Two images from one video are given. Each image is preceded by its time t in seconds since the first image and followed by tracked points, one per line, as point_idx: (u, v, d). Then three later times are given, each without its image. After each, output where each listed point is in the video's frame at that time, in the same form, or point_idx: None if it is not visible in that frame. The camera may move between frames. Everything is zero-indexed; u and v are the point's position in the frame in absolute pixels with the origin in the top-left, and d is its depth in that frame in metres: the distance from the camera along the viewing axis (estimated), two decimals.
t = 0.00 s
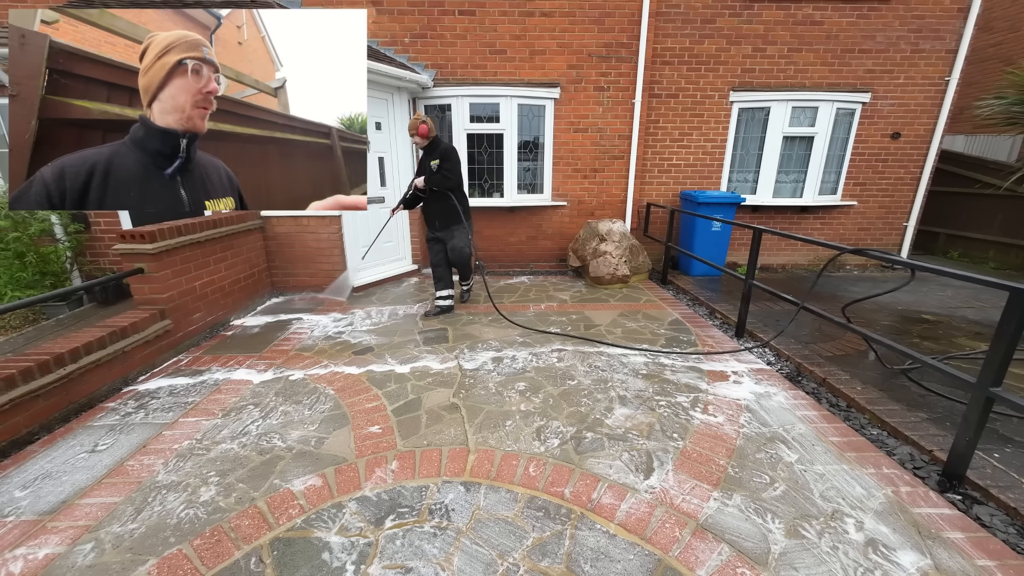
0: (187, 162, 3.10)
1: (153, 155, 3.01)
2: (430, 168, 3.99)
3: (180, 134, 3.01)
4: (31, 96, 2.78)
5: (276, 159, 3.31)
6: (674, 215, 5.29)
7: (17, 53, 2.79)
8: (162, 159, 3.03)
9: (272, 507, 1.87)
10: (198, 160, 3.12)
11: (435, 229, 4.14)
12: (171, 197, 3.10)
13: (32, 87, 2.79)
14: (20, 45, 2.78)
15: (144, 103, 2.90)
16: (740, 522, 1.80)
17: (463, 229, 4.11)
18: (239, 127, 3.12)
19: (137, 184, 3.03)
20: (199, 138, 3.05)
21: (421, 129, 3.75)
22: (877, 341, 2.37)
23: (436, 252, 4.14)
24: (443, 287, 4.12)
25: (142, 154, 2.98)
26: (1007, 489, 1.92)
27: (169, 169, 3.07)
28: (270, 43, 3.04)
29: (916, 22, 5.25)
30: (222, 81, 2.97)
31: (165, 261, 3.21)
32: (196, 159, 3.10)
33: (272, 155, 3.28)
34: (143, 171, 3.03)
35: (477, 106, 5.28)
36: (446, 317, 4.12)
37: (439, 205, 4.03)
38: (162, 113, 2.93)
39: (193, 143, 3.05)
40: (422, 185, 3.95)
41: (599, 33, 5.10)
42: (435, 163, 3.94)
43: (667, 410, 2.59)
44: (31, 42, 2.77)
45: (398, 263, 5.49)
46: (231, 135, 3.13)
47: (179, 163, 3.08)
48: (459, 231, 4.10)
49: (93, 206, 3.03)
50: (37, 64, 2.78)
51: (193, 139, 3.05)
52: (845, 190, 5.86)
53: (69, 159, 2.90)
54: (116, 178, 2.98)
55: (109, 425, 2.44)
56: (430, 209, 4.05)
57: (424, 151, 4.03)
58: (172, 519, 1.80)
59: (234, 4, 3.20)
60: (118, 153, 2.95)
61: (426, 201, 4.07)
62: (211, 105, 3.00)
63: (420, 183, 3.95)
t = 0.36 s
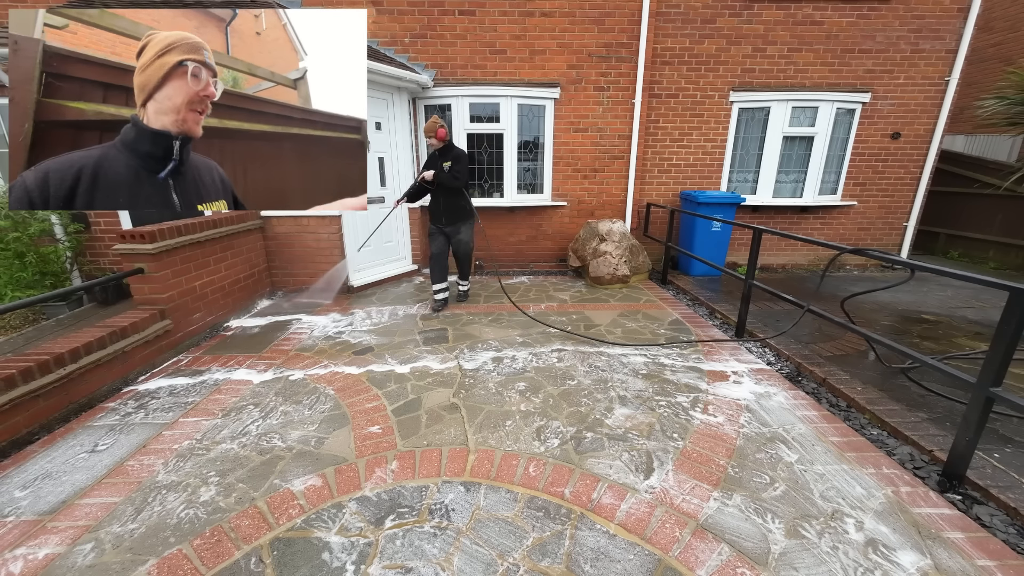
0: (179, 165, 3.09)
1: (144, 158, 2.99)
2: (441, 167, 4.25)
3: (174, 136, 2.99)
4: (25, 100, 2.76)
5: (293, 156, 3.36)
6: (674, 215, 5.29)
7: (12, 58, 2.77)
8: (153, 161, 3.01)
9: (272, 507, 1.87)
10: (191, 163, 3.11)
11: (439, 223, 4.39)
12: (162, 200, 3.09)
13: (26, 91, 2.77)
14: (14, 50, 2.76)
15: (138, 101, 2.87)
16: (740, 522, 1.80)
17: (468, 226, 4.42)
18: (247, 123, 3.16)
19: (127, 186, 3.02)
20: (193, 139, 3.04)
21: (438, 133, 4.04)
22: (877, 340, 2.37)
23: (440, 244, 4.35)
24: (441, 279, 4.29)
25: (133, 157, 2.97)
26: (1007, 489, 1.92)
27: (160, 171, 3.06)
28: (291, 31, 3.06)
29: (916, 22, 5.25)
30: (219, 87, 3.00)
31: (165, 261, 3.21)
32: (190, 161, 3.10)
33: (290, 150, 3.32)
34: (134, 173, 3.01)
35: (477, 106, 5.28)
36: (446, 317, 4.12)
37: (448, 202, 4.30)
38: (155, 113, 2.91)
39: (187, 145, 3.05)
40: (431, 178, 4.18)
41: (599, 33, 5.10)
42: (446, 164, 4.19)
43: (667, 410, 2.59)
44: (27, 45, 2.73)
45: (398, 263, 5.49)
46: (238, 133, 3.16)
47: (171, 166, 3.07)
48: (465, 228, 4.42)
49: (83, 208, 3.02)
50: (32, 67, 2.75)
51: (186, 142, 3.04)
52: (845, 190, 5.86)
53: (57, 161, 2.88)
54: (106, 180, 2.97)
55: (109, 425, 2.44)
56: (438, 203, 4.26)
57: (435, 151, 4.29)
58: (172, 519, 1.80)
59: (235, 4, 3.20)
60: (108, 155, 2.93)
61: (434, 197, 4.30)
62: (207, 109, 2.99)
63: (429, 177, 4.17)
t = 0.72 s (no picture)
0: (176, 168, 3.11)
1: (142, 161, 3.02)
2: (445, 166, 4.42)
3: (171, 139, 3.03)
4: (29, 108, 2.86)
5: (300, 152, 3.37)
6: (674, 215, 5.29)
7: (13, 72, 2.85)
8: (150, 164, 3.04)
9: (272, 507, 1.87)
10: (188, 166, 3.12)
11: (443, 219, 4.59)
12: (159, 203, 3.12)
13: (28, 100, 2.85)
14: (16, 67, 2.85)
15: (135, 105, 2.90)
16: (741, 522, 1.80)
17: (468, 223, 4.53)
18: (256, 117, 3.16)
19: (124, 189, 3.05)
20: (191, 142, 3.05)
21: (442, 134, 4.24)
22: (876, 340, 2.37)
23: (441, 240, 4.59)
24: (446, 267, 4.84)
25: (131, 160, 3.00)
26: (1007, 489, 1.92)
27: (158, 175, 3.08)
28: (344, 10, 3.13)
29: (916, 22, 5.25)
30: (214, 88, 3.00)
31: (165, 261, 3.21)
32: (187, 164, 3.10)
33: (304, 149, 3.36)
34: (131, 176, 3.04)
35: (477, 106, 5.28)
36: (446, 317, 4.12)
37: (450, 199, 4.43)
38: (152, 117, 2.94)
39: (184, 149, 3.07)
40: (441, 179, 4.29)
41: (599, 33, 5.10)
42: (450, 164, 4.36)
43: (667, 410, 2.59)
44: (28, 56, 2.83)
45: (398, 263, 5.49)
46: (246, 128, 3.15)
47: (168, 169, 3.10)
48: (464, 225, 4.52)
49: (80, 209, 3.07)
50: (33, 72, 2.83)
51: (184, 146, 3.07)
52: (845, 190, 5.86)
53: (58, 163, 2.95)
54: (103, 183, 3.00)
55: (109, 425, 2.44)
56: (442, 201, 4.43)
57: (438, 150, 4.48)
58: (172, 519, 1.80)
59: (235, 5, 3.21)
60: (106, 158, 2.97)
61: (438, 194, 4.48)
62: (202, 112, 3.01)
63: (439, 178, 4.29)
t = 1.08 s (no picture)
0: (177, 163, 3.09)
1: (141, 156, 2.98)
2: (450, 168, 4.57)
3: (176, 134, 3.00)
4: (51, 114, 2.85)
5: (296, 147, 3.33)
6: (674, 215, 5.29)
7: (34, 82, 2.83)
8: (150, 160, 3.01)
9: (272, 507, 1.87)
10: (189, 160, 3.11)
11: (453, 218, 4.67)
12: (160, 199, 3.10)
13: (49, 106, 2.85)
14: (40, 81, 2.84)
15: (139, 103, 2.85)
16: (741, 522, 1.80)
17: (477, 217, 4.73)
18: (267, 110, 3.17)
19: (124, 185, 3.03)
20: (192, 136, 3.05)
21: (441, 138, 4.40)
22: (876, 340, 2.37)
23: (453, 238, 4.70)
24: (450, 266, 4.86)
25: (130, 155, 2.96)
26: (1007, 489, 1.92)
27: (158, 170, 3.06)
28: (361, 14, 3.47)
29: (916, 22, 5.26)
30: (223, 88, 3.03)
31: (165, 261, 3.21)
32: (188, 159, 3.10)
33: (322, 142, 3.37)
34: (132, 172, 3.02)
35: (477, 106, 5.28)
36: (446, 317, 4.12)
37: (461, 195, 4.59)
38: (161, 113, 2.91)
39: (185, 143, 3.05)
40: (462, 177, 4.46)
41: (599, 33, 5.10)
42: (455, 163, 4.56)
43: (667, 410, 2.59)
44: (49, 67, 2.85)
45: (398, 263, 5.49)
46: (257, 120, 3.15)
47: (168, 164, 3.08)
48: (474, 219, 4.71)
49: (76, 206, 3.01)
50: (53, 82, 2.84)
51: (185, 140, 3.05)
52: (845, 190, 5.86)
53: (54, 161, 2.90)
54: (102, 179, 2.97)
55: (109, 425, 2.44)
56: (454, 201, 4.59)
57: (434, 153, 4.59)
58: (172, 519, 1.80)
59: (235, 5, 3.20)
60: (104, 153, 2.93)
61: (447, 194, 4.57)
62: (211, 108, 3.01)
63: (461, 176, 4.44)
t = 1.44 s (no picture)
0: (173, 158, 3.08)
1: (137, 152, 2.99)
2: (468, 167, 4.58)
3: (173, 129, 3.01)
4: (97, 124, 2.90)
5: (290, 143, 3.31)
6: (674, 215, 5.29)
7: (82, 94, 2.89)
8: (147, 155, 3.01)
9: (272, 507, 1.87)
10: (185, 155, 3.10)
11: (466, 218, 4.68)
12: (156, 195, 3.09)
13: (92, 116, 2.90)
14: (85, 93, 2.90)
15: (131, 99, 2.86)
16: (741, 522, 1.80)
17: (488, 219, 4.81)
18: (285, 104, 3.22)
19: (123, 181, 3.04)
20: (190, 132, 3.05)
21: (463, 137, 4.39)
22: (877, 341, 2.37)
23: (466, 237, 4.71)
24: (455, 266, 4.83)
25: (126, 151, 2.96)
26: (1008, 489, 1.92)
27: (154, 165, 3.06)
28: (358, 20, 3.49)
29: (916, 22, 5.26)
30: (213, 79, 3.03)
31: (165, 261, 3.21)
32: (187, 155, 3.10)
33: (333, 138, 3.37)
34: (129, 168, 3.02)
35: (477, 106, 5.28)
36: (446, 317, 4.12)
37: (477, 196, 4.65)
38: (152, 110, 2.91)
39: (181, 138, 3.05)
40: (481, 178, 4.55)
41: (599, 33, 5.10)
42: (474, 163, 4.59)
43: (667, 410, 2.59)
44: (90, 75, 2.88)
45: (398, 263, 5.49)
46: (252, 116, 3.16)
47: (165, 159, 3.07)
48: (486, 221, 4.79)
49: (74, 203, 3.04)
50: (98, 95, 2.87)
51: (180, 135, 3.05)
52: (845, 190, 5.86)
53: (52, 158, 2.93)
54: (99, 175, 2.99)
55: (109, 425, 2.44)
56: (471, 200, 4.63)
57: (454, 151, 4.56)
58: (172, 519, 1.80)
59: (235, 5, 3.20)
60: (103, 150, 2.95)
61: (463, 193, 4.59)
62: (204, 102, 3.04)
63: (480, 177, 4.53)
